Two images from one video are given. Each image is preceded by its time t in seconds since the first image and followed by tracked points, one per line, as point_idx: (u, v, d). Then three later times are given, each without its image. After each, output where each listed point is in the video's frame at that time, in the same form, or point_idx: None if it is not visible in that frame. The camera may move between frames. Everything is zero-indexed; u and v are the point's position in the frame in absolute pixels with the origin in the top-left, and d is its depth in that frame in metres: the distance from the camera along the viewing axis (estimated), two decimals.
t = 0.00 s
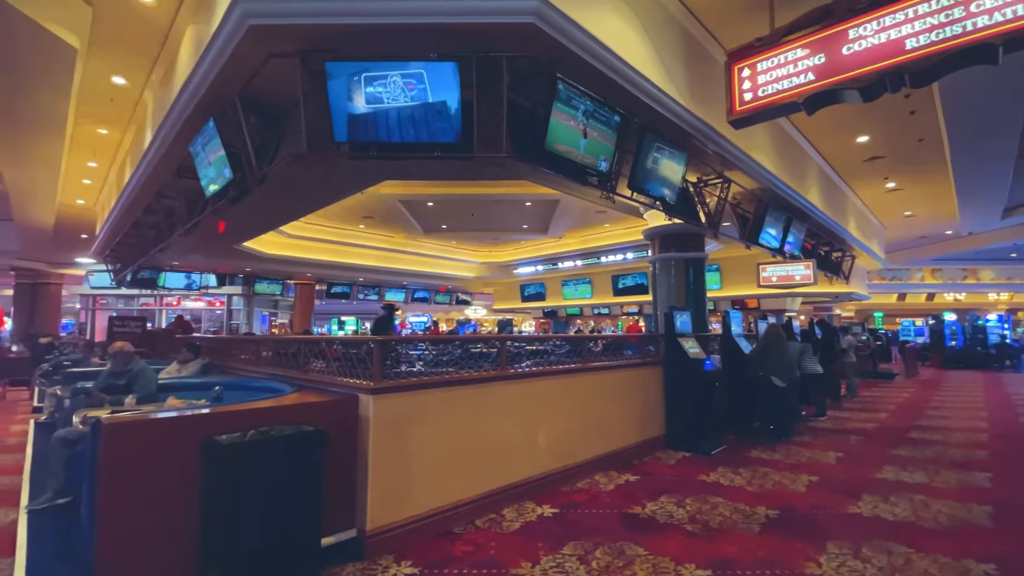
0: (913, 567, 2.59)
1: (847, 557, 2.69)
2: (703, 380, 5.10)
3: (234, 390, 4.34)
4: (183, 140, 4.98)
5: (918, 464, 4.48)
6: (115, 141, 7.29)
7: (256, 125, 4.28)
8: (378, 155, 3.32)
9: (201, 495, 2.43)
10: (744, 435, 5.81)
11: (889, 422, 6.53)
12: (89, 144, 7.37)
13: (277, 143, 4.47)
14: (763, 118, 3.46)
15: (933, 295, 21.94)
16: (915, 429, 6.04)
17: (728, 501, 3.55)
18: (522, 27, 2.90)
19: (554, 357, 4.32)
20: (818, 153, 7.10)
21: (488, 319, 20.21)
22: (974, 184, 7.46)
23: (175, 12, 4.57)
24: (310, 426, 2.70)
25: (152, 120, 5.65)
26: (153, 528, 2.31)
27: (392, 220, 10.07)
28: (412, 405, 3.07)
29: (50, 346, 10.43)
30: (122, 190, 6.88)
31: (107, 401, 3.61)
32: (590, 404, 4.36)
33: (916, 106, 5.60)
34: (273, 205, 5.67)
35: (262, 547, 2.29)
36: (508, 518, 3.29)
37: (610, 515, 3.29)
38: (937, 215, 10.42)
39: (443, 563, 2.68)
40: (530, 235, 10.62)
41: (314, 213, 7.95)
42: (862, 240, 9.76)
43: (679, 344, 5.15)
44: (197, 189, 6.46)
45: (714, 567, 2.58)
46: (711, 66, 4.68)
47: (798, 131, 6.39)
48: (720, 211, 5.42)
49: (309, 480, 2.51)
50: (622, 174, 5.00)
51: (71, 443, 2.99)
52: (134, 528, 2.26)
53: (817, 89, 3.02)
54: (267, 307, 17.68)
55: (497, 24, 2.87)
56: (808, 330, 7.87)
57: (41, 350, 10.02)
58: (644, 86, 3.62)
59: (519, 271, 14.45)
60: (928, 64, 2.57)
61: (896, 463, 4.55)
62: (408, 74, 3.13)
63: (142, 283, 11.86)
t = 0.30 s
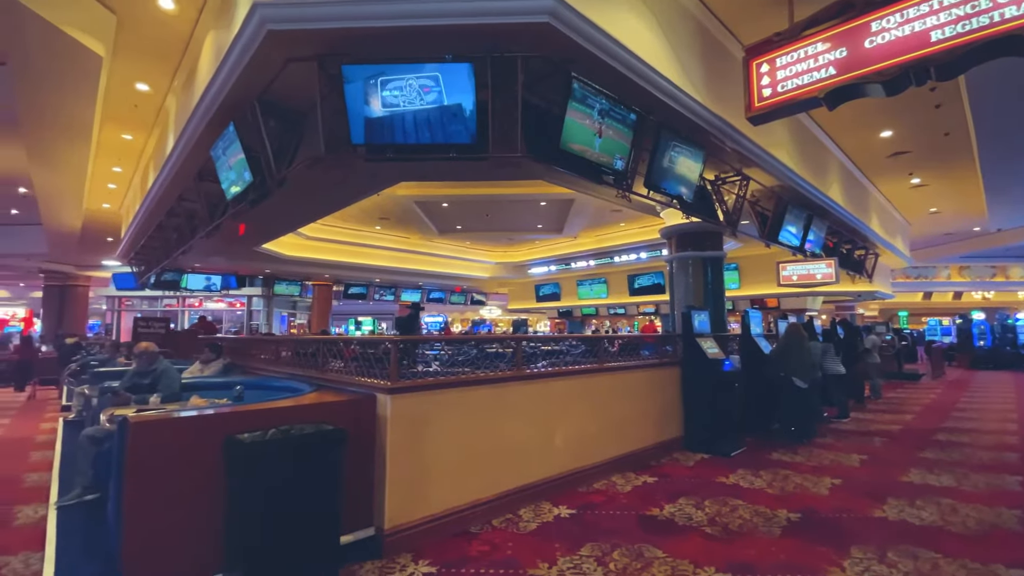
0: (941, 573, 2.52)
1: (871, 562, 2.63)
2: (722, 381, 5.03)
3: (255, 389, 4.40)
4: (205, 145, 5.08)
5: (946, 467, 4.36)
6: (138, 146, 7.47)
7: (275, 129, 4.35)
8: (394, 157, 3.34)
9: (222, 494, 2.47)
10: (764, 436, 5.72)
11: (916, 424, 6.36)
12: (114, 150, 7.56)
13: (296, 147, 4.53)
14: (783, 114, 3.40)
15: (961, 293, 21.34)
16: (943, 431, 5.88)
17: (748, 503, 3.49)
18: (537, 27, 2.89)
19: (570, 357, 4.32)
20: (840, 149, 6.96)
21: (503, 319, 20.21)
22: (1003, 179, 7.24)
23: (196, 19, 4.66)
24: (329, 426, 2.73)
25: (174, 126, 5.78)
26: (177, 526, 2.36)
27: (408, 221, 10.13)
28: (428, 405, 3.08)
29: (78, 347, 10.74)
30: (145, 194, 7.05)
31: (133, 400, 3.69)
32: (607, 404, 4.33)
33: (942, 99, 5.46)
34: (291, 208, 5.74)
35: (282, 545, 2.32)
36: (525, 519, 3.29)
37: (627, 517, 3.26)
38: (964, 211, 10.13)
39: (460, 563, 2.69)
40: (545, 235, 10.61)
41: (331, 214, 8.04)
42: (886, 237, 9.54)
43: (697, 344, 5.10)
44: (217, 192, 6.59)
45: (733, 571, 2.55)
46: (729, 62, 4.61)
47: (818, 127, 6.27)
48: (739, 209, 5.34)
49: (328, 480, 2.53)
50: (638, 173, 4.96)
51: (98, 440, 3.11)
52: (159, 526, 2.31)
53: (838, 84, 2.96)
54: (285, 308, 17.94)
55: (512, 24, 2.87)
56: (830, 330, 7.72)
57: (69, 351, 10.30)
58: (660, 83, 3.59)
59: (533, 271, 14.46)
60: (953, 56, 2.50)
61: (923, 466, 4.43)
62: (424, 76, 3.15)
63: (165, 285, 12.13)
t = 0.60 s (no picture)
0: None
1: (895, 567, 2.57)
2: (739, 381, 4.97)
3: (272, 389, 4.45)
4: (223, 148, 5.17)
5: (972, 471, 4.25)
6: (159, 150, 7.63)
7: (292, 132, 4.42)
8: (408, 158, 3.36)
9: (241, 492, 2.50)
10: (782, 437, 5.64)
11: (940, 425, 6.21)
12: (135, 154, 7.73)
13: (311, 150, 4.58)
14: (800, 110, 3.34)
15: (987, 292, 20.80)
16: (969, 433, 5.73)
17: (766, 506, 3.44)
18: (550, 26, 2.88)
19: (583, 356, 4.30)
20: (859, 145, 6.83)
21: (517, 319, 20.22)
22: None
23: (213, 25, 4.74)
24: (345, 425, 2.75)
25: (193, 130, 5.89)
26: (196, 523, 2.39)
27: (422, 222, 10.19)
28: (442, 404, 3.08)
29: (102, 347, 11.00)
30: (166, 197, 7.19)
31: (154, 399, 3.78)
32: (621, 405, 4.30)
33: (966, 93, 5.32)
34: (306, 209, 5.81)
35: (299, 543, 2.35)
36: (539, 519, 3.28)
37: (642, 519, 3.24)
38: (989, 207, 9.88)
39: (475, 562, 2.69)
40: (558, 235, 10.60)
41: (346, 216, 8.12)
42: (908, 234, 9.34)
43: (713, 344, 5.04)
44: (235, 195, 6.69)
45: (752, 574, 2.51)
46: (744, 58, 4.55)
47: (836, 123, 6.16)
48: (756, 207, 5.28)
49: (344, 479, 2.55)
50: (652, 171, 4.92)
51: (121, 437, 3.20)
52: (179, 523, 2.34)
53: (858, 78, 2.90)
54: (302, 309, 18.16)
55: (525, 24, 2.87)
56: (850, 329, 7.57)
57: (93, 351, 10.54)
58: (674, 80, 3.54)
59: (545, 271, 14.46)
60: (978, 49, 2.43)
61: (949, 469, 4.32)
62: (438, 77, 3.16)
63: (185, 286, 12.35)
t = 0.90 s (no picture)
0: None
1: (919, 573, 2.51)
2: (757, 381, 4.89)
3: (289, 389, 4.50)
4: (240, 152, 5.24)
5: (1000, 474, 4.14)
6: (178, 154, 7.77)
7: (307, 135, 4.46)
8: (422, 160, 3.37)
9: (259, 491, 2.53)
10: (801, 439, 5.55)
11: (966, 428, 6.06)
12: (155, 158, 7.88)
13: (326, 152, 4.62)
14: (818, 105, 3.29)
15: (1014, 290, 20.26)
16: (996, 436, 5.58)
17: (785, 509, 3.38)
18: (563, 24, 2.87)
19: (597, 357, 4.27)
20: (880, 140, 6.69)
21: (530, 319, 20.20)
22: None
23: (230, 30, 4.81)
24: (360, 425, 2.77)
25: (210, 135, 5.99)
26: (215, 521, 2.42)
27: (435, 223, 10.23)
28: (456, 404, 3.09)
29: (125, 348, 11.24)
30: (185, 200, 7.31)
31: (174, 398, 3.84)
32: (636, 406, 4.27)
33: (991, 86, 5.19)
34: (321, 211, 5.87)
35: (314, 541, 2.36)
36: (554, 520, 3.27)
37: (658, 521, 3.21)
38: (1016, 203, 9.61)
39: (490, 562, 2.69)
40: (570, 235, 10.57)
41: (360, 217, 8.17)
42: (931, 232, 9.13)
43: (729, 344, 4.98)
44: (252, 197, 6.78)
45: None
46: (760, 54, 4.48)
47: (856, 118, 6.04)
48: (773, 205, 5.20)
49: (360, 480, 2.56)
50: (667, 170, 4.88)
51: (143, 437, 3.26)
52: (198, 522, 2.37)
53: (877, 73, 2.84)
54: (318, 310, 18.37)
55: (537, 23, 2.86)
56: (871, 329, 7.42)
57: (115, 351, 10.77)
58: (689, 77, 3.50)
59: (556, 271, 14.45)
60: (1003, 41, 2.36)
61: (975, 472, 4.21)
62: (451, 77, 3.16)
63: (203, 288, 12.56)
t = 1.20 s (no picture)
0: None
1: None
2: (778, 382, 4.81)
3: (309, 388, 4.55)
4: (259, 155, 5.31)
5: None
6: (199, 159, 7.92)
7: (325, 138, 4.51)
8: (438, 161, 3.38)
9: (281, 489, 2.56)
10: (825, 441, 5.44)
11: (997, 430, 5.88)
12: (178, 163, 8.05)
13: (344, 154, 4.65)
14: (841, 100, 3.22)
15: None
16: None
17: (809, 513, 3.31)
18: (577, 23, 2.85)
19: (615, 357, 4.23)
20: (904, 135, 6.53)
21: (546, 320, 20.15)
22: None
23: (249, 36, 4.88)
24: (379, 424, 2.78)
25: (231, 139, 6.09)
26: (237, 520, 2.45)
27: (451, 224, 10.26)
28: (474, 404, 3.08)
29: (150, 349, 11.48)
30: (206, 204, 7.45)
31: (197, 398, 3.91)
32: (656, 407, 4.23)
33: (1022, 77, 5.03)
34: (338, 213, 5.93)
35: (335, 541, 2.38)
36: (572, 522, 3.25)
37: (678, 524, 3.16)
38: None
39: (508, 563, 2.68)
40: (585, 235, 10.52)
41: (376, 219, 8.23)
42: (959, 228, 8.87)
43: (750, 344, 4.90)
44: (271, 200, 6.87)
45: None
46: (780, 49, 4.40)
47: (880, 112, 5.90)
48: (794, 202, 5.10)
49: (379, 480, 2.57)
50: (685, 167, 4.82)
51: (167, 435, 3.32)
52: (221, 520, 2.40)
53: (903, 66, 2.76)
54: (335, 311, 18.57)
55: (552, 22, 2.84)
56: (897, 329, 7.24)
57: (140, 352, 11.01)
58: (707, 74, 3.45)
59: (571, 271, 14.38)
60: None
61: (1007, 476, 4.07)
62: (467, 77, 3.16)
63: (224, 290, 12.78)
